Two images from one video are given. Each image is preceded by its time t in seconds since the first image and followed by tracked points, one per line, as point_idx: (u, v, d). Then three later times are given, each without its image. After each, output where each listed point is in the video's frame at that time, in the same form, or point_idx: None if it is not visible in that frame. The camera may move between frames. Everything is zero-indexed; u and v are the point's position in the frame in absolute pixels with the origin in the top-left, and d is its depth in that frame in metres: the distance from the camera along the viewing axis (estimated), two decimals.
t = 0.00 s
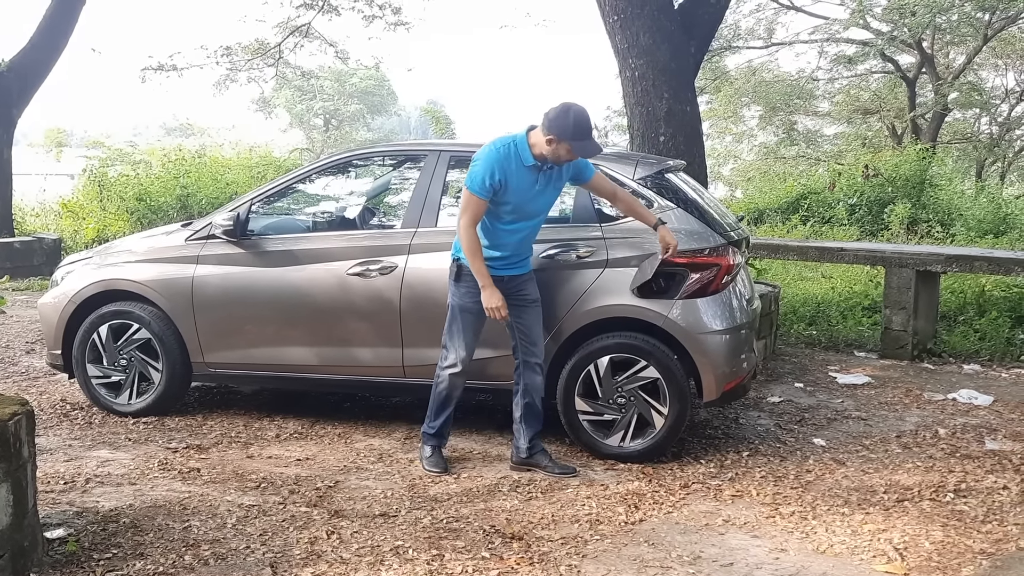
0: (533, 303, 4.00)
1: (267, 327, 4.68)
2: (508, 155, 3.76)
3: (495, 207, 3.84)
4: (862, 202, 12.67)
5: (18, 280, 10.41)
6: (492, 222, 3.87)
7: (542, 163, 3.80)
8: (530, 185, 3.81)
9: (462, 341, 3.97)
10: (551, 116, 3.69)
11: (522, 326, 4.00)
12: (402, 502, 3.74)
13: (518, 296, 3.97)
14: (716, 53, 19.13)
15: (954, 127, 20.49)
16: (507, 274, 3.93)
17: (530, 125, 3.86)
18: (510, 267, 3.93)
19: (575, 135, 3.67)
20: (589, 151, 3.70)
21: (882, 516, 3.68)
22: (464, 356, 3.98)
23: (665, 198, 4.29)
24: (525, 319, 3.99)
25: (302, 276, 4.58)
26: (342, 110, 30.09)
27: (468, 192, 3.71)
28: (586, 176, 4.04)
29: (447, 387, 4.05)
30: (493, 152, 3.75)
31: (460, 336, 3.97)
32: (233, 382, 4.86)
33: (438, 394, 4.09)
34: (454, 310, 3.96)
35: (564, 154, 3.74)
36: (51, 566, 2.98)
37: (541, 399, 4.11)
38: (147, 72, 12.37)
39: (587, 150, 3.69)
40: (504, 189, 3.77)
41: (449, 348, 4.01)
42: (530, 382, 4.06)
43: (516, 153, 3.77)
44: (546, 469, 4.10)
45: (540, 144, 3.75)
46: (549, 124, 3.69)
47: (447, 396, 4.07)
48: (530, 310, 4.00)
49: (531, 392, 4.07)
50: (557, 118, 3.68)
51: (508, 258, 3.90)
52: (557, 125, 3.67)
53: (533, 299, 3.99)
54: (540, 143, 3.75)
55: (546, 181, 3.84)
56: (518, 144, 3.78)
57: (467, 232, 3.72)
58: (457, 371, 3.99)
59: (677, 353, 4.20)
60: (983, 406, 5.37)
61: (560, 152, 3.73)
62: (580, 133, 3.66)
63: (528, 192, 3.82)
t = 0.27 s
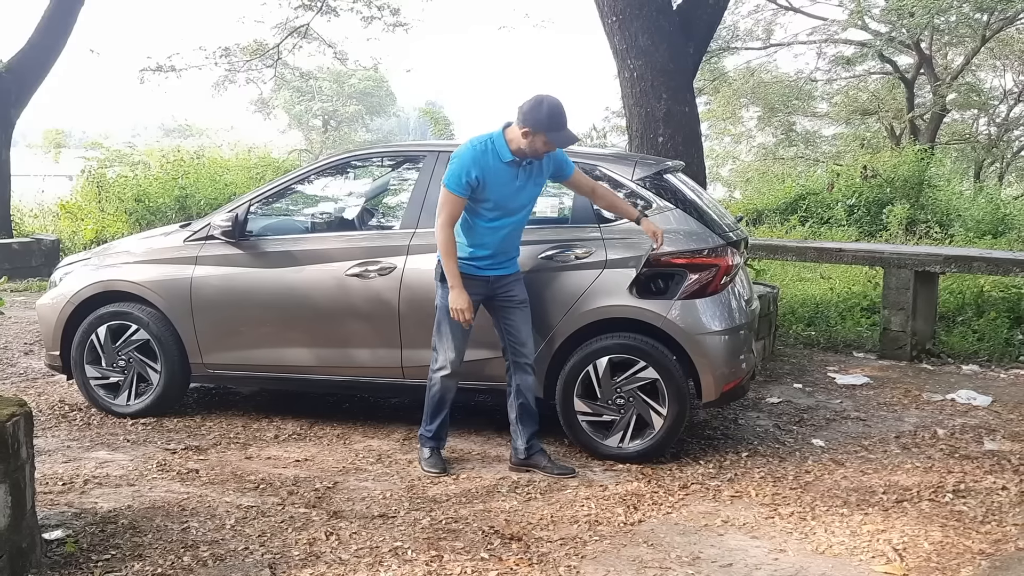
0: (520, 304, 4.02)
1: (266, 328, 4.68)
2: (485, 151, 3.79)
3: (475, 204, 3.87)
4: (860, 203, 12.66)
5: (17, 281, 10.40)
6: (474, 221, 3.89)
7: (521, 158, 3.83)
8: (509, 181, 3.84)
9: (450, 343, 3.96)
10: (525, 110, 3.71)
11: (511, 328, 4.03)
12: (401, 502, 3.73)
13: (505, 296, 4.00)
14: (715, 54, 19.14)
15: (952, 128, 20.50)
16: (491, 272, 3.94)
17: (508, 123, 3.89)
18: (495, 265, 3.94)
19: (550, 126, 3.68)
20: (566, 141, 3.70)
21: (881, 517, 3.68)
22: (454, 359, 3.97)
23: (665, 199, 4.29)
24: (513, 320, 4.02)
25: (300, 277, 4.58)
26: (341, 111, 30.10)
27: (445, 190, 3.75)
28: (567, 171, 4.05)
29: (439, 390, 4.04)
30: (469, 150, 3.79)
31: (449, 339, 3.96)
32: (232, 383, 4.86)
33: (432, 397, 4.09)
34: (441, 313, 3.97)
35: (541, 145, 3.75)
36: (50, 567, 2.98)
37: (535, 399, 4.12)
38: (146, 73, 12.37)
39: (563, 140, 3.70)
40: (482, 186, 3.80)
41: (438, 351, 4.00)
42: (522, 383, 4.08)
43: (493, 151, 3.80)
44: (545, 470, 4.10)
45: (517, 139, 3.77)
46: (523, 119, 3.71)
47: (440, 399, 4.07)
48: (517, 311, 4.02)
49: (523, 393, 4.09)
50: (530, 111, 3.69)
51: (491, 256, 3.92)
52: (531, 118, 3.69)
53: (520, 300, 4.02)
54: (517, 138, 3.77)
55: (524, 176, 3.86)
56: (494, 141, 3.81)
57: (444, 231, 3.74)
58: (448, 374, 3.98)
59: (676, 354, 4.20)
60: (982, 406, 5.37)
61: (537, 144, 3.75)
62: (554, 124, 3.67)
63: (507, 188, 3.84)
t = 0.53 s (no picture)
0: (514, 305, 4.01)
1: (264, 328, 4.67)
2: (475, 153, 3.80)
3: (466, 206, 3.88)
4: (858, 203, 12.67)
5: (14, 282, 10.39)
6: (465, 222, 3.90)
7: (512, 160, 3.82)
8: (500, 182, 3.84)
9: (446, 345, 3.96)
10: (514, 113, 3.71)
11: (506, 328, 4.02)
12: (400, 503, 3.73)
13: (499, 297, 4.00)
14: (713, 55, 19.15)
15: (950, 129, 20.51)
16: (483, 273, 3.94)
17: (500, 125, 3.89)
18: (486, 267, 3.94)
19: (540, 129, 3.67)
20: (558, 144, 3.68)
21: (880, 517, 3.68)
22: (450, 360, 3.96)
23: (663, 199, 4.29)
24: (508, 321, 4.01)
25: (299, 278, 4.57)
26: (339, 111, 30.10)
27: (435, 193, 3.76)
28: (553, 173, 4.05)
29: (436, 392, 4.04)
30: (459, 153, 3.80)
31: (444, 340, 3.96)
32: (231, 383, 4.85)
33: (429, 398, 4.08)
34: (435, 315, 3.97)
35: (533, 148, 3.74)
36: (48, 568, 2.97)
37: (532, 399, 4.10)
38: (144, 73, 12.37)
39: (555, 143, 3.68)
40: (472, 187, 3.80)
41: (434, 353, 4.00)
42: (518, 384, 4.05)
43: (484, 153, 3.80)
44: (544, 470, 4.09)
45: (509, 142, 3.77)
46: (514, 122, 3.71)
47: (438, 400, 4.07)
48: (511, 311, 4.02)
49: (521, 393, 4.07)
50: (520, 113, 3.69)
51: (483, 257, 3.92)
52: (521, 121, 3.68)
53: (514, 300, 4.02)
54: (509, 141, 3.77)
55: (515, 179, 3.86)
56: (485, 143, 3.81)
57: (432, 233, 3.76)
58: (444, 375, 3.98)
59: (675, 354, 4.20)
60: (980, 406, 5.38)
61: (529, 146, 3.74)
62: (545, 127, 3.66)
63: (497, 190, 3.84)
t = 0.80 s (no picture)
0: (527, 305, 4.00)
1: (263, 328, 4.67)
2: (497, 160, 3.75)
3: (484, 211, 3.85)
4: (857, 203, 12.67)
5: (13, 282, 10.38)
6: (481, 227, 3.87)
7: (532, 167, 3.80)
8: (520, 189, 3.82)
9: (455, 347, 3.96)
10: (540, 122, 3.67)
11: (520, 328, 4.01)
12: (399, 503, 3.73)
13: (512, 297, 3.99)
14: (712, 55, 19.16)
15: (949, 128, 20.50)
16: (496, 277, 3.94)
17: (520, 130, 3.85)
18: (500, 271, 3.94)
19: (566, 140, 3.66)
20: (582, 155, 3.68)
21: (879, 517, 3.68)
22: (457, 362, 3.97)
23: (663, 199, 4.29)
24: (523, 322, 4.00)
25: (298, 278, 4.57)
26: (338, 111, 30.10)
27: (455, 198, 3.71)
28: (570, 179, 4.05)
29: (442, 393, 4.04)
30: (481, 158, 3.75)
31: (453, 341, 3.96)
32: (230, 383, 4.85)
33: (434, 399, 4.09)
34: (446, 316, 3.96)
35: (556, 158, 3.73)
36: (47, 569, 2.96)
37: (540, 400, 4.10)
38: (143, 73, 12.37)
39: (579, 155, 3.67)
40: (494, 194, 3.77)
41: (442, 354, 4.00)
42: (529, 385, 4.05)
43: (506, 159, 3.76)
44: (544, 470, 4.09)
45: (531, 150, 3.74)
46: (540, 131, 3.67)
47: (442, 401, 4.07)
48: (524, 311, 4.01)
49: (530, 394, 4.07)
50: (546, 124, 3.66)
51: (496, 261, 3.92)
52: (547, 131, 3.66)
53: (527, 301, 4.01)
54: (531, 149, 3.74)
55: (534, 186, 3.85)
56: (507, 149, 3.76)
57: (452, 238, 3.71)
58: (451, 377, 3.98)
59: (674, 354, 4.20)
60: (980, 406, 5.38)
61: (552, 157, 3.72)
62: (570, 139, 3.65)
63: (517, 197, 3.82)
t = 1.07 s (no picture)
0: (543, 305, 3.97)
1: (262, 327, 4.67)
2: (535, 164, 3.73)
3: (513, 214, 3.82)
4: (857, 202, 12.67)
5: (12, 281, 10.38)
6: (507, 227, 3.84)
7: (567, 177, 3.79)
8: (552, 197, 3.81)
9: (465, 342, 3.96)
10: (584, 136, 3.66)
11: (531, 327, 3.99)
12: (399, 502, 3.72)
13: (528, 297, 3.96)
14: (711, 54, 19.16)
15: (949, 127, 20.50)
16: (512, 278, 3.92)
17: (560, 137, 3.83)
18: (516, 272, 3.92)
19: (608, 156, 3.65)
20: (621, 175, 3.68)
21: (879, 516, 3.68)
22: (467, 357, 3.97)
23: (662, 198, 4.28)
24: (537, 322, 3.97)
25: (298, 277, 4.57)
26: (337, 110, 30.09)
27: (490, 197, 3.68)
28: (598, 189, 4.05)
29: (448, 387, 4.03)
30: (520, 160, 3.72)
31: (464, 337, 3.96)
32: (229, 382, 4.85)
33: (438, 393, 4.07)
34: (460, 311, 3.95)
35: (593, 172, 3.72)
36: (46, 568, 2.96)
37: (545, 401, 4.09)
38: (142, 73, 12.37)
39: (618, 174, 3.67)
40: (527, 198, 3.75)
41: (451, 348, 3.99)
42: (535, 384, 4.04)
43: (544, 165, 3.74)
44: (543, 470, 4.09)
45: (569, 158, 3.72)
46: (583, 142, 3.66)
47: (447, 395, 4.06)
48: (539, 311, 3.97)
49: (536, 393, 4.06)
50: (589, 138, 3.65)
51: (517, 263, 3.90)
52: (591, 144, 3.64)
53: (543, 300, 3.98)
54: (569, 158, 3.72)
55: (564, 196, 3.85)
56: (546, 155, 3.74)
57: (481, 238, 3.68)
58: (459, 371, 3.98)
59: (674, 354, 4.20)
60: (979, 405, 5.38)
61: (590, 170, 3.72)
62: (613, 157, 3.65)
63: (547, 204, 3.81)
